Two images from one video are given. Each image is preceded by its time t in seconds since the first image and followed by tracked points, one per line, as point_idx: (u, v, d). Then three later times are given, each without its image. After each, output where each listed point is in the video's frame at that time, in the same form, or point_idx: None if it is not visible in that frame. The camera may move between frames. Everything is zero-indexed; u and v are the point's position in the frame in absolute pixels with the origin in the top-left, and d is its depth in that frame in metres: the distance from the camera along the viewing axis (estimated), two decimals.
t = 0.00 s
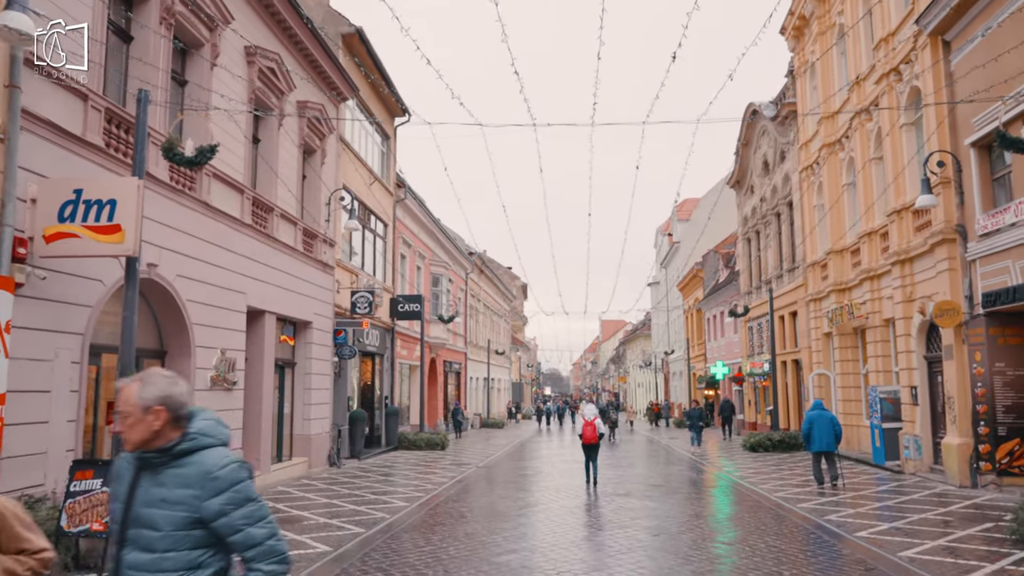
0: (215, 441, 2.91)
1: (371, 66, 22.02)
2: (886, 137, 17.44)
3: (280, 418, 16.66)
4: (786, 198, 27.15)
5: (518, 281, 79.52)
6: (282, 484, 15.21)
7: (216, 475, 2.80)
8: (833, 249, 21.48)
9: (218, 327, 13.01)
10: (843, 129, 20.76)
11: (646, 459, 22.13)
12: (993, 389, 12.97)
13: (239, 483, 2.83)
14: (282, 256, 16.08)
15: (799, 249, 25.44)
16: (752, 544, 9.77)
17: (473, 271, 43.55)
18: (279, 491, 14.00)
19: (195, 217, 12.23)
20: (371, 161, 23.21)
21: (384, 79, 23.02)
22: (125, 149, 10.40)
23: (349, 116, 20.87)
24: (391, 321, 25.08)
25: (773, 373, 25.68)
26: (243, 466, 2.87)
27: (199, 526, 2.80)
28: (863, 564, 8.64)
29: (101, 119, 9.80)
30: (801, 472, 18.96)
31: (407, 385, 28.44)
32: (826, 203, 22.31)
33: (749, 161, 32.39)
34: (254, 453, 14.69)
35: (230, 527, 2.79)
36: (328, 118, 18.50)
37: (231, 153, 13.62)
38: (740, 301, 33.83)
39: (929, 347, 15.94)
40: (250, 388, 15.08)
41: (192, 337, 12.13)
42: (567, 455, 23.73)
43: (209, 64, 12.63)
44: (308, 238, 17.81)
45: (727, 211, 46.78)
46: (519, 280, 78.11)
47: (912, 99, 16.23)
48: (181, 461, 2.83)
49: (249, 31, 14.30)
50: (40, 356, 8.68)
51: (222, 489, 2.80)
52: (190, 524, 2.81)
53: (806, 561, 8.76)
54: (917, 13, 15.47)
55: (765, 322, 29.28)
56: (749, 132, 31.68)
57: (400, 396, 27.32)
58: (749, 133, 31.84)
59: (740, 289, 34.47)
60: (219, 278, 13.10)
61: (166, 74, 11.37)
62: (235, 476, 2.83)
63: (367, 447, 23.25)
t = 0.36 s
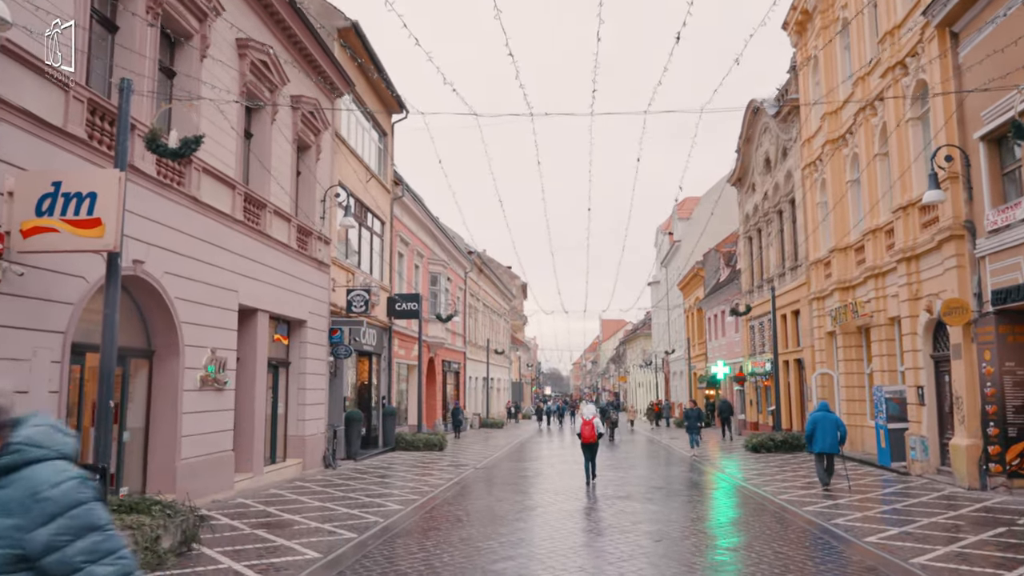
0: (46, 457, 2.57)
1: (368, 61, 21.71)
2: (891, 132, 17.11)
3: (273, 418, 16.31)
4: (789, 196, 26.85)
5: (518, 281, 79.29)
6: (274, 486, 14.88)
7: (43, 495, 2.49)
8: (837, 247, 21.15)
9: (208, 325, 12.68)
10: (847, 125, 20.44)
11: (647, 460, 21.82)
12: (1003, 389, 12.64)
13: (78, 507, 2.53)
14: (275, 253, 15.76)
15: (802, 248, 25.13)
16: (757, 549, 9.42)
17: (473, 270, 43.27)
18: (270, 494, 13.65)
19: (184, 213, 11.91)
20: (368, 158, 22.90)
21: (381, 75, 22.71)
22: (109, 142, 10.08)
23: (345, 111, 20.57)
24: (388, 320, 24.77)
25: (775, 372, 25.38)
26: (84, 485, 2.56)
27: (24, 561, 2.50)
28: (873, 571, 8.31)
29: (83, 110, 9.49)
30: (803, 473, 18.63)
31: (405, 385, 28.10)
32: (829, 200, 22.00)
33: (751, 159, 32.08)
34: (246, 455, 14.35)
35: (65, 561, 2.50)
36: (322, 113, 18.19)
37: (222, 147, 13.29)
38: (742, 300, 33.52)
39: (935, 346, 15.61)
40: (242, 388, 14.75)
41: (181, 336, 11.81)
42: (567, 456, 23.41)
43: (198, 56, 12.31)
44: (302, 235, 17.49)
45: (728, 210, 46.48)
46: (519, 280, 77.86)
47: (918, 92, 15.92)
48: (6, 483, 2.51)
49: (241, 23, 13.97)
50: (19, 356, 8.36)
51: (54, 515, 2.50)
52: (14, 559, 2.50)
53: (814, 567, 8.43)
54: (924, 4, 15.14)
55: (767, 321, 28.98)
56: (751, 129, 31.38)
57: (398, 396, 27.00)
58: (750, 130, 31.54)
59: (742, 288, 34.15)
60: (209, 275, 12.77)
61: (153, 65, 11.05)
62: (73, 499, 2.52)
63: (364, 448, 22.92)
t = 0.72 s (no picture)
0: None
1: (365, 56, 21.40)
2: (898, 126, 16.79)
3: (268, 418, 16.00)
4: (792, 193, 26.53)
5: (519, 280, 79.00)
6: (268, 487, 14.56)
7: None
8: (841, 244, 20.83)
9: (200, 322, 12.36)
10: (852, 119, 20.11)
11: (649, 461, 21.49)
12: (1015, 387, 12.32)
13: None
14: (270, 249, 15.46)
15: (805, 245, 24.80)
16: (765, 553, 9.08)
17: (473, 269, 42.94)
18: (264, 495, 13.33)
19: (174, 206, 11.60)
20: (365, 154, 22.58)
21: (379, 70, 22.40)
22: (95, 132, 9.77)
23: (342, 106, 20.26)
24: (386, 318, 24.45)
25: (779, 372, 25.05)
26: None
27: None
28: None
29: (68, 98, 9.18)
30: (808, 473, 18.29)
31: (403, 384, 27.78)
32: (834, 196, 21.68)
33: (753, 156, 31.75)
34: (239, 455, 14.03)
35: None
36: (319, 107, 17.87)
37: (215, 139, 12.98)
38: (744, 299, 33.18)
39: (944, 343, 15.29)
40: (236, 386, 14.43)
41: (171, 333, 11.49)
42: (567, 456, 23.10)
43: (189, 46, 11.99)
44: (298, 231, 17.17)
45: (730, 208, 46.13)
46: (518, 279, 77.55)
47: (926, 85, 15.60)
48: None
49: (234, 13, 13.66)
50: None
51: None
52: None
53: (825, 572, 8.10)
54: None
55: (770, 320, 28.65)
56: (753, 125, 31.07)
57: (396, 395, 26.68)
58: (753, 127, 31.23)
59: (744, 287, 33.83)
60: (201, 270, 12.45)
61: (142, 54, 10.73)
62: None
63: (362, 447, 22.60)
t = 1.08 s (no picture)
0: None
1: (362, 51, 21.09)
2: (905, 120, 16.47)
3: (262, 418, 15.68)
4: (795, 190, 26.24)
5: (518, 279, 78.68)
6: (262, 489, 14.24)
7: None
8: (846, 242, 20.52)
9: (190, 320, 12.05)
10: (857, 115, 19.81)
11: (651, 462, 21.19)
12: None
13: None
14: (264, 246, 15.15)
15: (809, 243, 24.50)
16: (773, 559, 8.77)
17: (472, 267, 42.63)
18: (257, 498, 13.02)
19: (164, 201, 11.28)
20: (363, 151, 22.27)
21: (377, 66, 22.10)
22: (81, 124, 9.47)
23: (339, 101, 19.94)
24: (384, 317, 24.15)
25: (782, 371, 24.75)
26: None
27: None
28: None
29: (52, 88, 8.87)
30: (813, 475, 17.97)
31: (402, 384, 27.48)
32: (838, 193, 21.37)
33: (755, 153, 31.45)
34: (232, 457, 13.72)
35: None
36: (315, 102, 17.55)
37: (206, 133, 12.66)
38: (746, 298, 32.87)
39: (952, 343, 14.98)
40: (228, 387, 14.11)
41: (160, 332, 11.18)
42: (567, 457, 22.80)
43: (180, 37, 11.68)
44: (294, 229, 16.85)
45: (732, 207, 45.84)
46: (518, 279, 77.21)
47: (934, 79, 15.29)
48: None
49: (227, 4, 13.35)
50: None
51: None
52: None
53: None
54: None
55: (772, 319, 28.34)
56: (756, 123, 30.77)
57: (395, 395, 26.37)
58: (755, 124, 30.93)
59: (746, 286, 33.52)
60: (192, 267, 12.14)
61: (130, 45, 10.42)
62: None
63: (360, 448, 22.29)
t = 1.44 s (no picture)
0: None
1: (359, 44, 20.77)
2: (912, 114, 16.14)
3: (255, 418, 15.36)
4: (797, 188, 25.92)
5: (519, 279, 78.39)
6: (254, 490, 13.91)
7: None
8: (850, 239, 20.19)
9: (179, 317, 11.71)
10: (862, 110, 19.48)
11: (652, 462, 20.86)
12: None
13: None
14: (257, 242, 14.82)
15: (812, 240, 24.17)
16: (780, 563, 8.45)
17: (471, 266, 42.17)
18: (248, 500, 12.70)
19: (151, 194, 10.96)
20: (359, 146, 21.95)
21: (374, 60, 21.78)
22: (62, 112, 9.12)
23: (335, 96, 19.62)
24: (382, 315, 23.83)
25: (784, 370, 24.42)
26: None
27: None
28: None
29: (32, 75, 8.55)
30: (817, 475, 17.63)
31: (399, 383, 27.16)
32: (842, 190, 21.04)
33: (758, 151, 31.15)
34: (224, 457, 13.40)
35: None
36: (310, 96, 17.23)
37: (196, 125, 12.33)
38: (748, 296, 32.55)
39: (961, 341, 14.65)
40: (219, 386, 13.76)
41: (147, 328, 10.85)
42: (567, 458, 22.47)
43: (169, 25, 11.35)
44: (288, 225, 16.52)
45: (733, 205, 45.52)
46: (518, 278, 76.91)
47: (942, 72, 14.96)
48: None
49: None
50: None
51: None
52: None
53: None
54: None
55: (775, 318, 28.02)
56: (758, 120, 30.48)
57: (392, 394, 26.06)
58: (757, 121, 30.64)
59: (747, 284, 33.22)
60: (181, 263, 11.80)
61: (115, 32, 10.08)
62: None
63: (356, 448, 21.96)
